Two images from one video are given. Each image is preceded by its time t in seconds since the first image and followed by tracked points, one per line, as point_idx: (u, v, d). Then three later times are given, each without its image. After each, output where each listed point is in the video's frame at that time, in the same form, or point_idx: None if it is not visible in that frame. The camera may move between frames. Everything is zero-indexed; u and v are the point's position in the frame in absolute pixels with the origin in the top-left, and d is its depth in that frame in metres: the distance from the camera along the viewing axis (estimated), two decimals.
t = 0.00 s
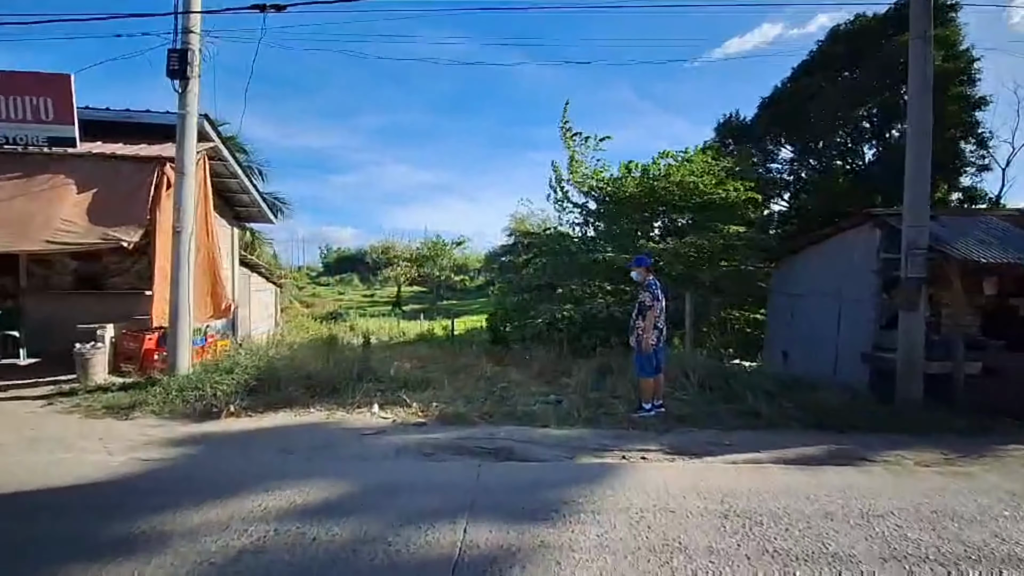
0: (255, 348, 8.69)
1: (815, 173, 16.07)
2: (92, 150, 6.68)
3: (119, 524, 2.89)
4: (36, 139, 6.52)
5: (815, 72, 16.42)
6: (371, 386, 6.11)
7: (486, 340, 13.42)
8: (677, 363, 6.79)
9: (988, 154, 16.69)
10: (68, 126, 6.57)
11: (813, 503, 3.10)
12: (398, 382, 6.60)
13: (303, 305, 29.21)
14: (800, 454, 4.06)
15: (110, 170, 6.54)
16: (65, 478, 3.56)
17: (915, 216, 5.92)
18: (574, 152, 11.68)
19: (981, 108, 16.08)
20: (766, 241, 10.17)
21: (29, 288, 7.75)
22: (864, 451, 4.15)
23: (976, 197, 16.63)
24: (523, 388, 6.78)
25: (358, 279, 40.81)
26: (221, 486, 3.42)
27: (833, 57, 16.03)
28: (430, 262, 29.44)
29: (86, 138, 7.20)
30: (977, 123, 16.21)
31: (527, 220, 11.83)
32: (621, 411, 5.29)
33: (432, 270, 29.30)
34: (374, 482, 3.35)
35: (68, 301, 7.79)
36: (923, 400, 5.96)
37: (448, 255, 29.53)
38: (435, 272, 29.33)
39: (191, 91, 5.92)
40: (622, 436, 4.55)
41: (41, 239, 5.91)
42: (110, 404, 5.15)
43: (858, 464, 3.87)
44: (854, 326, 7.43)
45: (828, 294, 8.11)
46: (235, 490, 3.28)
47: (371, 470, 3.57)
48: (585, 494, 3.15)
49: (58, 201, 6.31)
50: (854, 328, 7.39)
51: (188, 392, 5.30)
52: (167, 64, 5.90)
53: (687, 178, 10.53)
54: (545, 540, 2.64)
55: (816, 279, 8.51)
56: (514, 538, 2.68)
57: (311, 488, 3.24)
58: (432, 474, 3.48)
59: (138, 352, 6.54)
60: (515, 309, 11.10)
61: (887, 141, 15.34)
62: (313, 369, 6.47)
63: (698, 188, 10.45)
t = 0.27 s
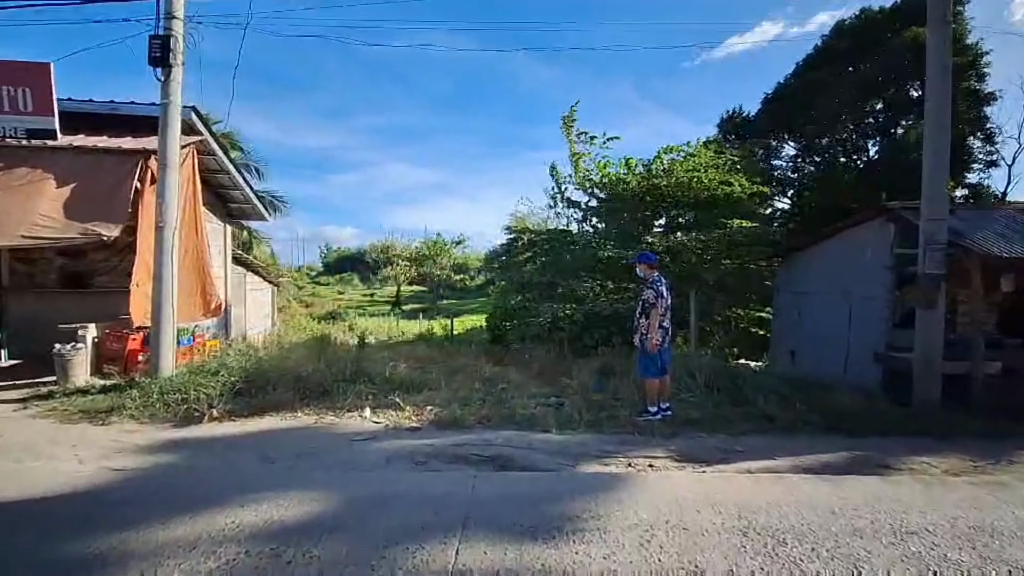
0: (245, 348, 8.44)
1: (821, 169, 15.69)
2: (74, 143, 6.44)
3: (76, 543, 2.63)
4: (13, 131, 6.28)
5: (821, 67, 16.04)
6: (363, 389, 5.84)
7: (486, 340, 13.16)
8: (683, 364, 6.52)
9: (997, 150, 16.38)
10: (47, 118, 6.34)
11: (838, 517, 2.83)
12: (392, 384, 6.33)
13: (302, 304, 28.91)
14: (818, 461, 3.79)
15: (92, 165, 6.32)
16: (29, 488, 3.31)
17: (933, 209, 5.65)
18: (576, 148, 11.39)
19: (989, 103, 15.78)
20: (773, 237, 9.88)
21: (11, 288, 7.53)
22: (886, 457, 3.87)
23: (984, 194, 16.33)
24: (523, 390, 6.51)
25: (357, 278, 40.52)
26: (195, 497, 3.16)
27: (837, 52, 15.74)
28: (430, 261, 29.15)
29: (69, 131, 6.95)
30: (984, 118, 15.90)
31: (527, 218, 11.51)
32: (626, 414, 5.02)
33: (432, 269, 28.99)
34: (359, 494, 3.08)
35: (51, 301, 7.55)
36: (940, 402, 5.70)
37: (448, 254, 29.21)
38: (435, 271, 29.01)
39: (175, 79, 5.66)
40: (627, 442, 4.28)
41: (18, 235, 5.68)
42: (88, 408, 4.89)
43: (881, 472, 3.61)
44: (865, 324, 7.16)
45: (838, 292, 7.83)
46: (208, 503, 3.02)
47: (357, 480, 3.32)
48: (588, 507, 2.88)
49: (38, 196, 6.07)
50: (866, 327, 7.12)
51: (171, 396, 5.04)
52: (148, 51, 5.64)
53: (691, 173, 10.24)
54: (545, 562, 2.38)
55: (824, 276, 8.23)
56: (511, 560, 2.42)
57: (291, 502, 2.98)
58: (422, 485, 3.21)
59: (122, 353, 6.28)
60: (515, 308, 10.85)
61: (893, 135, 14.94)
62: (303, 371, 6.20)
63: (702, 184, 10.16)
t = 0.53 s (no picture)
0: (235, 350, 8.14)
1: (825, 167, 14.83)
2: (53, 137, 6.18)
3: (23, 574, 2.35)
4: None
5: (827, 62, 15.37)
6: (355, 395, 5.55)
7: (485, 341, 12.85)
8: (691, 367, 6.23)
9: (1007, 146, 16.03)
10: (29, 112, 6.20)
11: (873, 544, 2.55)
12: (386, 390, 6.03)
13: (300, 304, 28.58)
14: (842, 476, 3.51)
15: (72, 159, 6.04)
16: None
17: (955, 204, 5.37)
18: (578, 143, 11.09)
19: (999, 99, 15.44)
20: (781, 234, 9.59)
21: None
22: (916, 472, 3.58)
23: (993, 191, 15.99)
24: (523, 394, 6.20)
25: (357, 277, 40.17)
26: (164, 517, 2.88)
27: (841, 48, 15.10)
28: (429, 260, 28.80)
29: (52, 125, 6.70)
30: (994, 114, 15.56)
31: (527, 215, 11.20)
32: (632, 422, 4.74)
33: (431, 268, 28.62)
34: (343, 516, 2.80)
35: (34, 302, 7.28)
36: (963, 408, 5.42)
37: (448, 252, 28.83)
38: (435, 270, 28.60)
39: (157, 69, 5.38)
40: (634, 453, 4.00)
41: None
42: (62, 416, 4.61)
43: (911, 488, 3.34)
44: (880, 325, 6.86)
45: (851, 292, 7.53)
46: (176, 526, 2.74)
47: (343, 499, 3.04)
48: (596, 532, 2.61)
49: (14, 190, 5.81)
50: (882, 328, 6.83)
51: (151, 402, 4.77)
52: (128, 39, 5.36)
53: (696, 169, 9.94)
54: None
55: (836, 275, 7.94)
56: None
57: (267, 526, 2.70)
58: (413, 505, 2.93)
59: (104, 357, 5.98)
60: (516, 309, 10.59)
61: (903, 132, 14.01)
62: (292, 375, 5.91)
63: (708, 179, 9.86)
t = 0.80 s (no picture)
0: (227, 352, 7.88)
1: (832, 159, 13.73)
2: (35, 130, 5.93)
3: None
4: None
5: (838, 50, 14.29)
6: (347, 400, 5.27)
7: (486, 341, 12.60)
8: (700, 370, 5.96)
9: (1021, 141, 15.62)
10: (7, 104, 5.87)
11: (912, 574, 2.29)
12: (380, 394, 5.75)
13: (301, 303, 28.34)
14: (869, 489, 3.24)
15: (54, 153, 5.80)
16: None
17: (980, 198, 5.08)
18: (580, 139, 10.79)
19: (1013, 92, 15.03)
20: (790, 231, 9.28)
21: None
22: (948, 485, 3.31)
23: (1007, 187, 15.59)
24: (524, 398, 5.93)
25: (359, 276, 39.93)
26: (128, 539, 2.63)
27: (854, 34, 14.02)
28: (431, 259, 28.48)
29: (35, 119, 6.45)
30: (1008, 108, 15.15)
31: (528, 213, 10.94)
32: (638, 428, 4.48)
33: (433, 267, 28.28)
34: (324, 540, 2.55)
35: (20, 302, 7.06)
36: (987, 414, 5.13)
37: (450, 251, 28.48)
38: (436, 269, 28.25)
39: (138, 58, 5.13)
40: (642, 462, 3.73)
41: None
42: (36, 423, 4.36)
43: (945, 504, 3.07)
44: (897, 325, 6.57)
45: (866, 290, 7.23)
46: (139, 551, 2.49)
47: (325, 518, 2.79)
48: (603, 559, 2.35)
49: None
50: (899, 328, 6.53)
51: (130, 408, 4.51)
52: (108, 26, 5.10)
53: (701, 165, 9.63)
54: None
55: (849, 273, 7.64)
56: None
57: (239, 551, 2.46)
58: (401, 527, 2.67)
59: (87, 359, 5.76)
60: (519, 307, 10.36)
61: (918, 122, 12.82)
62: (282, 379, 5.66)
63: (713, 175, 9.55)
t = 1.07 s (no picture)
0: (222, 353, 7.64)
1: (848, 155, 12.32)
2: (20, 124, 5.73)
3: None
4: None
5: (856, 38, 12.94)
6: (341, 406, 5.02)
7: (491, 342, 12.33)
8: (713, 373, 5.68)
9: None
10: None
11: None
12: (375, 398, 5.47)
13: (306, 304, 28.15)
14: (905, 508, 2.94)
15: (39, 147, 5.59)
16: None
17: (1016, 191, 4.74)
18: (587, 136, 10.53)
19: None
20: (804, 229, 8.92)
21: None
22: (993, 502, 3.01)
23: None
24: (528, 403, 5.65)
25: (365, 276, 39.76)
26: (84, 566, 2.37)
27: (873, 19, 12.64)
28: (436, 258, 28.22)
29: (24, 113, 6.25)
30: None
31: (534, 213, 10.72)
32: (649, 436, 4.20)
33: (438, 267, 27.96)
34: (301, 567, 2.30)
35: (10, 302, 6.87)
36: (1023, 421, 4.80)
37: (456, 250, 28.14)
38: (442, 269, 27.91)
39: (122, 46, 4.90)
40: (654, 474, 3.44)
41: None
42: (11, 430, 4.14)
43: (992, 526, 2.77)
44: (921, 326, 6.24)
45: (887, 289, 6.89)
46: None
47: (304, 541, 2.52)
48: None
49: None
50: (923, 329, 6.20)
51: (111, 414, 4.28)
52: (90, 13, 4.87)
53: (712, 160, 9.30)
54: None
55: (868, 271, 7.30)
56: None
57: None
58: (388, 552, 2.41)
59: (73, 361, 5.54)
60: (524, 306, 10.12)
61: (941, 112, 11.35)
62: (274, 382, 5.41)
63: (724, 171, 9.22)
